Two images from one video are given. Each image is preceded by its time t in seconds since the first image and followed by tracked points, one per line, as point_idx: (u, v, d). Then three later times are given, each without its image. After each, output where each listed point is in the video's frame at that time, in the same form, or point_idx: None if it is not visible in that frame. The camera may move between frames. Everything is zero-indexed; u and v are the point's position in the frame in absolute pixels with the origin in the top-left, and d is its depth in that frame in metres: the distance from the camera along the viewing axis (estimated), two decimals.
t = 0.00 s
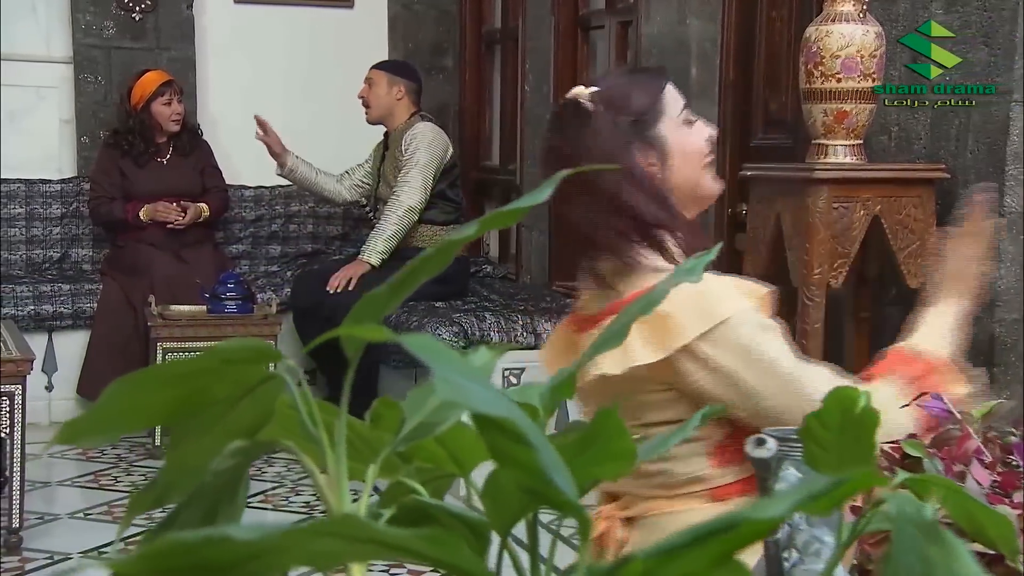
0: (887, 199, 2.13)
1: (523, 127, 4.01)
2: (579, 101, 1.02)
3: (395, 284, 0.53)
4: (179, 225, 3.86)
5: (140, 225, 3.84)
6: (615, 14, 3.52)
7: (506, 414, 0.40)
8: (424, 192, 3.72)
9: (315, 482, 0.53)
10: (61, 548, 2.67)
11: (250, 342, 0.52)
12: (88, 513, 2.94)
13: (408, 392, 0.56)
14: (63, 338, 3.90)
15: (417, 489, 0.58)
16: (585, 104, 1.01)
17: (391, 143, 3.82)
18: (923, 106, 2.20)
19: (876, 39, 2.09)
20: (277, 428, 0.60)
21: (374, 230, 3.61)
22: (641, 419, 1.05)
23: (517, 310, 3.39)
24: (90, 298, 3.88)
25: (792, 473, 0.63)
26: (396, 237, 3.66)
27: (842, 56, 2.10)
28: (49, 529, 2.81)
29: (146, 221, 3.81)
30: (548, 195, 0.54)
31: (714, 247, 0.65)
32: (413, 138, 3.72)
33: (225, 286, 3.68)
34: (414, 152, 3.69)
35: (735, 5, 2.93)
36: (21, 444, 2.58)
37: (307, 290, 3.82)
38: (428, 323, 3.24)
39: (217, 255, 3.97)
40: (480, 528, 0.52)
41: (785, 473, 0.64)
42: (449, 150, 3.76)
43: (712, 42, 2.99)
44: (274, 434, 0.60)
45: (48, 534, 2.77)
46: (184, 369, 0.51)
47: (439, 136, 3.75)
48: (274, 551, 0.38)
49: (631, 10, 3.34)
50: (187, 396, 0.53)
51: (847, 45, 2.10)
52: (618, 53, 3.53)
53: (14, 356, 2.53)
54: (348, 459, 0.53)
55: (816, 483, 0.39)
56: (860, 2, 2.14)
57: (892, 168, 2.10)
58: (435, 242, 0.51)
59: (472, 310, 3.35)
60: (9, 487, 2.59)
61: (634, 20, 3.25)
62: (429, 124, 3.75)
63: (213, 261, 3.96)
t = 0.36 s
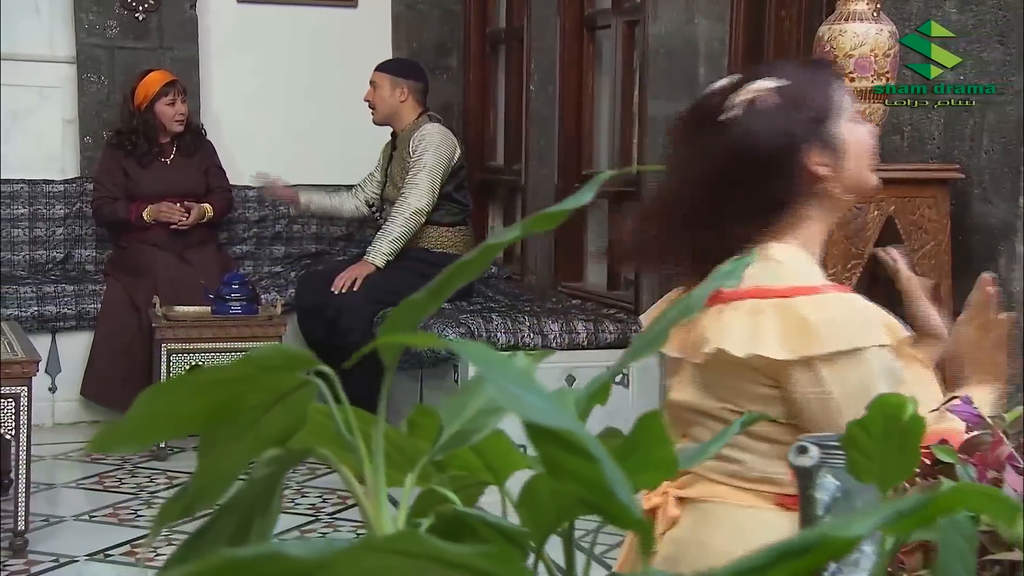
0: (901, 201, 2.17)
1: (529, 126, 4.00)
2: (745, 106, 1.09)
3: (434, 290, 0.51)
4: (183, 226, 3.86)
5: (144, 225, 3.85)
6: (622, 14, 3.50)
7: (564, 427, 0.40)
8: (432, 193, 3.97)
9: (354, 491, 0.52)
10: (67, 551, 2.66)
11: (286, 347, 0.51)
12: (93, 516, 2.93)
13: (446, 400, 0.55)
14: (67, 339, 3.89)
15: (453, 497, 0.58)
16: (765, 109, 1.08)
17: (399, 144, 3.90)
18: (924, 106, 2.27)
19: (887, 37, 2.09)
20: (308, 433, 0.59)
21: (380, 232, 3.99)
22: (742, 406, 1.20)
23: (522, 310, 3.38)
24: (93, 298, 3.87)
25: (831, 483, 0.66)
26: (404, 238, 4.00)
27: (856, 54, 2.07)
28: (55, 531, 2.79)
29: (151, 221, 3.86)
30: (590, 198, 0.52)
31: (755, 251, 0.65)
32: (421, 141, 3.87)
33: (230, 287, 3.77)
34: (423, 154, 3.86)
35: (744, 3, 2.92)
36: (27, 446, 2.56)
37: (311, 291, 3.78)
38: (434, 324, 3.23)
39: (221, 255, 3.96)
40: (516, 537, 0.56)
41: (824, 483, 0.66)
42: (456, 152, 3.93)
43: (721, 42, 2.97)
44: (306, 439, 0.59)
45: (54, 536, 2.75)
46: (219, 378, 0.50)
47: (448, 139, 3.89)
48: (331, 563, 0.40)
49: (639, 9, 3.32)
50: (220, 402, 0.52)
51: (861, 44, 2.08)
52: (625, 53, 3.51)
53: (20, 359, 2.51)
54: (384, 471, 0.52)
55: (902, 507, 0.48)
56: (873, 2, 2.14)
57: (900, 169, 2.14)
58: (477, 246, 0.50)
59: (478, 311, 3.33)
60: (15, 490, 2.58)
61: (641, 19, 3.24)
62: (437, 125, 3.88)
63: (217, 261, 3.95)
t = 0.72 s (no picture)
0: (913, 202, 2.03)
1: (533, 127, 3.99)
2: (817, 113, 1.04)
3: (476, 295, 0.49)
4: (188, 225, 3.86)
5: (147, 226, 3.84)
6: (627, 13, 3.49)
7: (630, 441, 0.38)
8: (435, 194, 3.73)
9: (393, 503, 0.51)
10: (73, 554, 2.63)
11: (324, 355, 0.49)
12: (97, 519, 2.90)
13: (487, 408, 0.54)
14: (70, 340, 3.87)
15: (489, 507, 0.56)
16: (836, 124, 1.04)
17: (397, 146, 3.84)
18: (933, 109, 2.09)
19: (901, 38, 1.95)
20: (340, 443, 0.57)
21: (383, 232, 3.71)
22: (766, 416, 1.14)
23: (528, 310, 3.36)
24: (97, 300, 3.85)
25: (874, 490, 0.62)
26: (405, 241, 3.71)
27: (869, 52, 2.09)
28: (59, 534, 2.77)
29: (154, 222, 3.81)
30: (636, 201, 0.51)
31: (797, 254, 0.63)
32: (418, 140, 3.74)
33: (234, 289, 3.65)
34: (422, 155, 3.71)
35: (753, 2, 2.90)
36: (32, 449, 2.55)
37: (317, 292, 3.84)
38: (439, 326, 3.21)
39: (225, 256, 3.97)
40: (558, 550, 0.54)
41: (865, 491, 0.62)
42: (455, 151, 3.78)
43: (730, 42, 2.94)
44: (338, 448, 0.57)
45: (58, 539, 2.73)
46: (260, 385, 0.49)
47: (445, 138, 3.77)
48: None
49: (645, 8, 3.31)
50: (257, 412, 0.51)
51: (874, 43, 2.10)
52: (631, 54, 3.50)
53: (24, 360, 2.49)
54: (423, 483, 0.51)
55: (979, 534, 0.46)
56: None
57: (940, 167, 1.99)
58: (520, 250, 0.49)
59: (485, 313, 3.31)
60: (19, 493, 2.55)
61: (647, 19, 3.25)
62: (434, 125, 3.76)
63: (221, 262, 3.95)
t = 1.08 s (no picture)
0: (927, 201, 1.97)
1: (537, 127, 3.98)
2: (754, 80, 1.08)
3: (520, 300, 0.48)
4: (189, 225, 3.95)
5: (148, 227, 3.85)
6: (633, 13, 3.48)
7: (694, 450, 0.40)
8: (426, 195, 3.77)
9: (432, 513, 0.50)
10: (78, 557, 2.62)
11: (363, 360, 0.48)
12: (102, 521, 2.89)
13: (527, 416, 0.53)
14: (73, 342, 3.89)
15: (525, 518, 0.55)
16: (777, 92, 1.07)
17: (388, 148, 3.84)
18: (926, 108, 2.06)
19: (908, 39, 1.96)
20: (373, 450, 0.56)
21: (379, 237, 3.73)
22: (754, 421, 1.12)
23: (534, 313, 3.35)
24: (100, 301, 3.83)
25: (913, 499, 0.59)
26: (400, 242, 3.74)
27: (883, 54, 1.95)
28: (64, 537, 2.75)
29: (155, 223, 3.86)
30: (684, 203, 0.49)
31: (836, 258, 0.62)
32: (408, 141, 3.75)
33: (237, 289, 3.61)
34: (411, 156, 3.73)
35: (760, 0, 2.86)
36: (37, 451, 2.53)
37: (323, 294, 3.82)
38: (445, 328, 3.20)
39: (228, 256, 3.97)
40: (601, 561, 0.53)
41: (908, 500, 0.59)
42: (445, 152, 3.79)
43: (736, 41, 2.93)
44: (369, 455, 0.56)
45: (63, 543, 2.71)
46: (299, 392, 0.47)
47: (435, 138, 3.77)
48: None
49: (652, 9, 3.30)
50: (294, 420, 0.49)
51: (887, 43, 1.95)
52: (637, 54, 3.49)
53: (30, 361, 2.46)
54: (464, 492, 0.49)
55: None
56: None
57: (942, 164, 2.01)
58: (567, 253, 0.48)
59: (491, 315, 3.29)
60: (25, 496, 2.53)
61: (654, 18, 3.24)
62: (423, 126, 3.77)
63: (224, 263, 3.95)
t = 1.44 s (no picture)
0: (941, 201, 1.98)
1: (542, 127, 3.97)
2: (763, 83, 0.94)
3: (568, 306, 0.47)
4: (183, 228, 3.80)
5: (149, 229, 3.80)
6: (639, 13, 3.48)
7: (767, 466, 0.41)
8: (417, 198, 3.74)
9: (477, 526, 0.49)
10: (83, 561, 2.61)
11: (407, 370, 0.47)
12: (106, 524, 2.88)
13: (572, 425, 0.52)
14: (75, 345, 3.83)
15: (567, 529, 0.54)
16: (786, 94, 0.91)
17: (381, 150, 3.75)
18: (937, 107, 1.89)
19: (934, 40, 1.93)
20: (411, 459, 0.55)
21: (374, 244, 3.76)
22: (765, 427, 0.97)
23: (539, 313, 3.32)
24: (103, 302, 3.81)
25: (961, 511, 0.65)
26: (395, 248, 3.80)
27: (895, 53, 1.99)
28: (68, 541, 2.73)
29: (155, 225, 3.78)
30: (735, 206, 0.48)
31: (880, 261, 0.61)
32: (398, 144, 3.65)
33: (241, 290, 3.58)
34: (400, 159, 3.67)
35: None
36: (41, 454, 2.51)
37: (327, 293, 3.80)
38: (450, 329, 3.18)
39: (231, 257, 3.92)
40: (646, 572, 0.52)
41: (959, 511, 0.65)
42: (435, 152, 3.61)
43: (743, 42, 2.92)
44: (406, 464, 0.55)
45: (67, 546, 2.69)
46: (339, 403, 0.46)
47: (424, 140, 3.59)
48: None
49: (658, 9, 3.30)
50: (335, 433, 0.49)
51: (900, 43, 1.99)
52: (643, 54, 3.48)
53: (35, 364, 2.45)
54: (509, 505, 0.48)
55: None
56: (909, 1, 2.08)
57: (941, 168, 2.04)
58: (615, 259, 0.47)
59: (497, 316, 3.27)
60: (30, 499, 2.51)
61: (661, 18, 3.23)
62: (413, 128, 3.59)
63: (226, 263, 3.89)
